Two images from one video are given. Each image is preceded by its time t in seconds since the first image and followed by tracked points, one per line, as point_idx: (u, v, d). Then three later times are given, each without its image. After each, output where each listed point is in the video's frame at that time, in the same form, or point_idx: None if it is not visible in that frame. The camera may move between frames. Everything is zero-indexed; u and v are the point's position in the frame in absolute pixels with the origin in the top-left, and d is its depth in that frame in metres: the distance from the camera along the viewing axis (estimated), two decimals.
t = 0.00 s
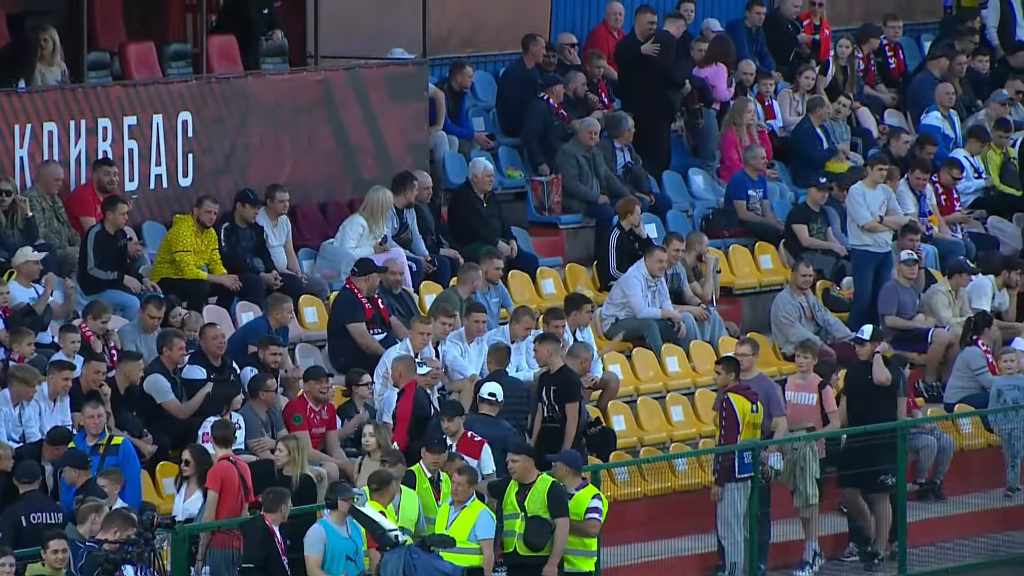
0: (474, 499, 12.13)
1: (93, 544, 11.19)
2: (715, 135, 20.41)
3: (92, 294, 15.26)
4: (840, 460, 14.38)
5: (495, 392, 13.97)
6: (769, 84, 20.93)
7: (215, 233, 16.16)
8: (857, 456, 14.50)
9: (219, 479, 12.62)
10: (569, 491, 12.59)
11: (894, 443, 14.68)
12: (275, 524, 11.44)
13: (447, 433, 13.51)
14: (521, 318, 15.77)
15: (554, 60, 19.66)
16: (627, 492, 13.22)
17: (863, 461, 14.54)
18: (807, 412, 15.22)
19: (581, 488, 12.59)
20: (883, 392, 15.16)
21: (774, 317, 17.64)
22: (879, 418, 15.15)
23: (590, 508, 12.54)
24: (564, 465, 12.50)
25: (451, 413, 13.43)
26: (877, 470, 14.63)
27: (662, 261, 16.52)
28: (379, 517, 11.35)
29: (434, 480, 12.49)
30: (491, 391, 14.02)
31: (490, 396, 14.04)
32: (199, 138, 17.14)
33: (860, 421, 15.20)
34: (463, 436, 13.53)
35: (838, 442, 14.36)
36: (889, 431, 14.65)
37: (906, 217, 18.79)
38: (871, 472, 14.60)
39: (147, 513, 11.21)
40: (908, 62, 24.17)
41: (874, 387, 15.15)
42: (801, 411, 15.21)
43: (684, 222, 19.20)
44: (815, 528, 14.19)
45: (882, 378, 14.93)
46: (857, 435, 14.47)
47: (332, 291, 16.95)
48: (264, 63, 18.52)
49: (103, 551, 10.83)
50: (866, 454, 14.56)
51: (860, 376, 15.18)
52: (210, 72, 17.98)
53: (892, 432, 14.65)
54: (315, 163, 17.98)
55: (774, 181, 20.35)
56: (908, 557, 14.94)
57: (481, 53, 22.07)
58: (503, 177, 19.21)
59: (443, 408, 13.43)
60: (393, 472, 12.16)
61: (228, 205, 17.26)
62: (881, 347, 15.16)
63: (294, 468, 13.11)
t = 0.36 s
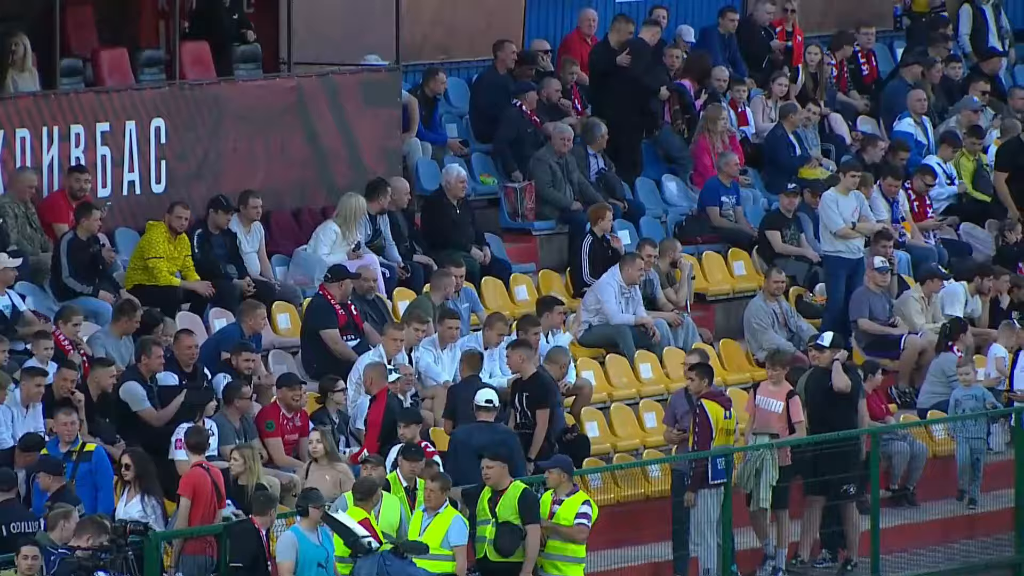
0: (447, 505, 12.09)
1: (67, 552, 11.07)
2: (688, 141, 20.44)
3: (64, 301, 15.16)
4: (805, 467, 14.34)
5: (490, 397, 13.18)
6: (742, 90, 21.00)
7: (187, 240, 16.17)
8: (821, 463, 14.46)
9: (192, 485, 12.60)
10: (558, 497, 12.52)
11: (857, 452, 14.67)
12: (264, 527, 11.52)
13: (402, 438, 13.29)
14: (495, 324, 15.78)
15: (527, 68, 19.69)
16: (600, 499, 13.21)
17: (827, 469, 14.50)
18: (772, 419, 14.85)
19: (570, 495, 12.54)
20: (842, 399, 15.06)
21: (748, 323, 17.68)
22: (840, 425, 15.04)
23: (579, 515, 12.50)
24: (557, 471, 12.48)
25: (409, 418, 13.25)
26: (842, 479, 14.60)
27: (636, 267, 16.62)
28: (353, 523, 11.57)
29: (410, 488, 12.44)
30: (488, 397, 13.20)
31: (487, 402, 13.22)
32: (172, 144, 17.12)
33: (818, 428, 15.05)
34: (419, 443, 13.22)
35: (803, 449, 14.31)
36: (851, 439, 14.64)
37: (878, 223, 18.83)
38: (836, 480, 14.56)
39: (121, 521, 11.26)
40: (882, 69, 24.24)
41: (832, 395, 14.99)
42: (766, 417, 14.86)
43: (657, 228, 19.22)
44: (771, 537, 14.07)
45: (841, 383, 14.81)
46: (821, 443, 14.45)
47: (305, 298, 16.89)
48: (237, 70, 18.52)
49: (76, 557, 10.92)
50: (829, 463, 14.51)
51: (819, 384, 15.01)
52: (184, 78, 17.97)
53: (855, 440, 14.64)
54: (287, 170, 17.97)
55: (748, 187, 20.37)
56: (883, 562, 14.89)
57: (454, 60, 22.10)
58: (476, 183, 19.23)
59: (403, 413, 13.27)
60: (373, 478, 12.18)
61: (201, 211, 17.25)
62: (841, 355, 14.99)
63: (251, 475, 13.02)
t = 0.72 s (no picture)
0: (418, 511, 12.10)
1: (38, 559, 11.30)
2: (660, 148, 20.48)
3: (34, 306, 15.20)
4: (763, 475, 14.23)
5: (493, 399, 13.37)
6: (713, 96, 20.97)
7: (159, 246, 16.17)
8: (779, 470, 14.34)
9: (163, 492, 12.58)
10: (547, 504, 12.70)
11: (815, 459, 14.55)
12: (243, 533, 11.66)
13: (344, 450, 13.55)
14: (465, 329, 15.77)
15: (498, 73, 19.71)
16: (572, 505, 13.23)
17: (785, 476, 14.38)
18: (732, 430, 14.87)
19: (561, 501, 12.73)
20: (799, 401, 14.97)
21: (719, 330, 17.70)
22: (799, 433, 14.98)
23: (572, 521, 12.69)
24: (553, 479, 12.62)
25: (349, 430, 13.55)
26: (799, 484, 14.45)
27: (607, 275, 16.68)
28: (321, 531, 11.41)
29: (384, 498, 12.47)
30: (490, 399, 13.38)
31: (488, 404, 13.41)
32: (143, 150, 17.11)
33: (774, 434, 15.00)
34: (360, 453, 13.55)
35: (763, 457, 14.22)
36: (811, 446, 14.52)
37: (848, 229, 18.86)
38: (792, 487, 14.41)
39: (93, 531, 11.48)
40: (854, 74, 24.30)
41: (789, 397, 14.94)
42: (725, 429, 14.87)
43: (628, 234, 19.28)
44: (725, 547, 14.06)
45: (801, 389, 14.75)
46: (781, 450, 14.34)
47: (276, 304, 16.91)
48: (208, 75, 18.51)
49: (45, 563, 11.19)
50: (789, 470, 14.41)
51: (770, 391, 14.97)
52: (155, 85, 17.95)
53: (816, 449, 14.54)
54: (258, 176, 17.96)
55: (719, 193, 20.41)
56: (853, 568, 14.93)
57: (426, 66, 22.15)
58: (447, 190, 19.28)
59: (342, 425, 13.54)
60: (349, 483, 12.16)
61: (172, 217, 17.24)
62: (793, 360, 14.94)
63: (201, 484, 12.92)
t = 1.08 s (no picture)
0: (391, 515, 12.10)
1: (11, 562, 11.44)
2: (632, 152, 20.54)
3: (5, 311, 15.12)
4: (723, 479, 14.25)
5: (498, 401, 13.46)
6: (685, 101, 21.08)
7: (131, 250, 16.15)
8: (741, 475, 14.36)
9: (135, 496, 12.55)
10: (532, 509, 12.78)
11: (779, 464, 14.58)
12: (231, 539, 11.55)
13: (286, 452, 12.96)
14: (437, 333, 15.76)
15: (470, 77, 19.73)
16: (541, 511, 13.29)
17: (747, 482, 14.39)
18: (687, 430, 15.00)
19: (546, 505, 12.81)
20: (761, 406, 15.04)
21: (693, 334, 17.82)
22: (760, 441, 15.04)
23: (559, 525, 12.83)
24: (540, 484, 12.69)
25: (290, 433, 12.90)
26: (764, 491, 14.49)
27: (580, 278, 16.75)
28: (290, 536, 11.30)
29: (355, 500, 12.44)
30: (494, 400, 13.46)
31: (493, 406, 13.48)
32: (115, 155, 17.10)
33: (736, 439, 15.06)
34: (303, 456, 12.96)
35: (722, 462, 14.24)
36: (771, 452, 14.53)
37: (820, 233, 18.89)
38: (755, 493, 14.44)
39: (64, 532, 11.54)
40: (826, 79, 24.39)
41: (753, 403, 15.01)
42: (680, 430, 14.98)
43: (600, 239, 19.35)
44: (687, 552, 14.06)
45: (766, 396, 14.84)
46: (740, 455, 14.35)
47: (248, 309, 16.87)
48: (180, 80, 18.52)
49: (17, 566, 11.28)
50: (750, 476, 14.43)
51: (733, 396, 15.04)
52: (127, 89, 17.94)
53: (777, 454, 14.57)
54: (230, 180, 17.96)
55: (691, 198, 20.47)
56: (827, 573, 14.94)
57: (399, 70, 22.20)
58: (420, 194, 19.31)
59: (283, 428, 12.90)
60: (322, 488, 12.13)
61: (144, 222, 17.23)
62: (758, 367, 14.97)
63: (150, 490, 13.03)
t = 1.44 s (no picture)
0: (360, 519, 12.06)
1: None
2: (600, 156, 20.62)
3: None
4: (680, 483, 14.22)
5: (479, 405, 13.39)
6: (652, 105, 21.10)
7: (99, 254, 16.13)
8: (706, 480, 14.36)
9: (104, 499, 12.50)
10: (508, 514, 12.74)
11: (738, 468, 14.51)
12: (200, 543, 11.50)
13: (231, 462, 13.00)
14: (408, 337, 15.79)
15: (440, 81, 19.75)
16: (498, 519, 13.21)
17: (707, 487, 14.36)
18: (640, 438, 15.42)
19: (521, 510, 12.80)
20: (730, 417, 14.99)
21: (663, 336, 17.85)
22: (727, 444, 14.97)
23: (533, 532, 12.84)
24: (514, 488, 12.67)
25: (237, 443, 12.93)
26: (726, 495, 14.46)
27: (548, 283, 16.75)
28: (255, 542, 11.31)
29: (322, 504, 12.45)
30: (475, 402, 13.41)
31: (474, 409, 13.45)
32: (83, 158, 17.09)
33: (699, 444, 15.00)
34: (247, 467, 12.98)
35: (679, 468, 14.19)
36: (733, 457, 14.49)
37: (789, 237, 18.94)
38: (716, 497, 14.40)
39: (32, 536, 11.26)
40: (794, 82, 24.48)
41: (720, 412, 14.95)
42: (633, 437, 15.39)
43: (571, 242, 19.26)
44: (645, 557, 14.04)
45: (729, 404, 14.81)
46: (697, 461, 14.29)
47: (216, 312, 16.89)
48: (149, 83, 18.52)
49: None
50: (710, 481, 14.38)
51: (704, 401, 14.97)
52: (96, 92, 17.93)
53: (737, 459, 14.49)
54: (199, 184, 17.95)
55: (660, 202, 20.52)
56: None
57: (368, 74, 22.25)
58: (388, 198, 19.33)
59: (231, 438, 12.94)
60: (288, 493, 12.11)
61: (113, 225, 17.22)
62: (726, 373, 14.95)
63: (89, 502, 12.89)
